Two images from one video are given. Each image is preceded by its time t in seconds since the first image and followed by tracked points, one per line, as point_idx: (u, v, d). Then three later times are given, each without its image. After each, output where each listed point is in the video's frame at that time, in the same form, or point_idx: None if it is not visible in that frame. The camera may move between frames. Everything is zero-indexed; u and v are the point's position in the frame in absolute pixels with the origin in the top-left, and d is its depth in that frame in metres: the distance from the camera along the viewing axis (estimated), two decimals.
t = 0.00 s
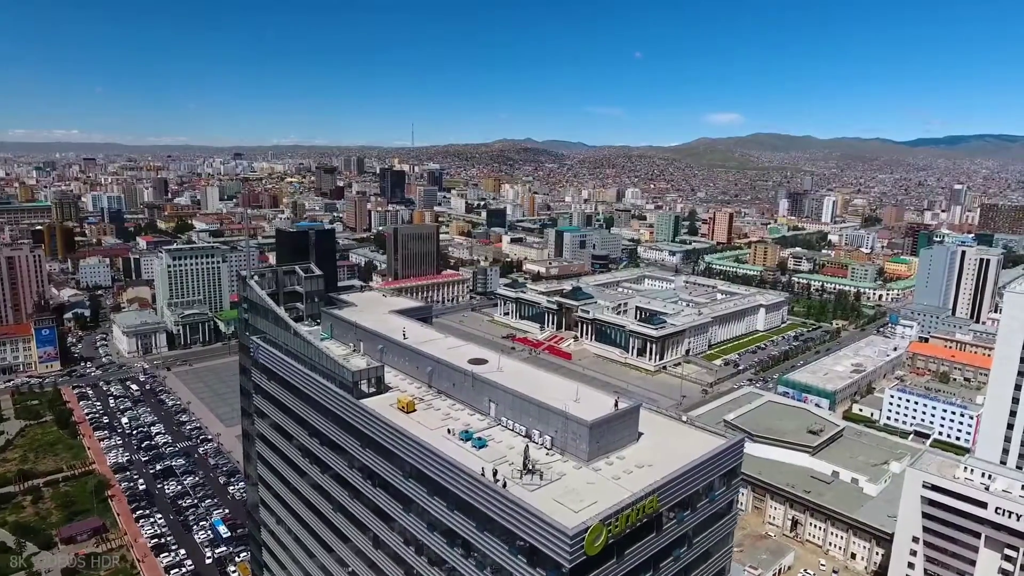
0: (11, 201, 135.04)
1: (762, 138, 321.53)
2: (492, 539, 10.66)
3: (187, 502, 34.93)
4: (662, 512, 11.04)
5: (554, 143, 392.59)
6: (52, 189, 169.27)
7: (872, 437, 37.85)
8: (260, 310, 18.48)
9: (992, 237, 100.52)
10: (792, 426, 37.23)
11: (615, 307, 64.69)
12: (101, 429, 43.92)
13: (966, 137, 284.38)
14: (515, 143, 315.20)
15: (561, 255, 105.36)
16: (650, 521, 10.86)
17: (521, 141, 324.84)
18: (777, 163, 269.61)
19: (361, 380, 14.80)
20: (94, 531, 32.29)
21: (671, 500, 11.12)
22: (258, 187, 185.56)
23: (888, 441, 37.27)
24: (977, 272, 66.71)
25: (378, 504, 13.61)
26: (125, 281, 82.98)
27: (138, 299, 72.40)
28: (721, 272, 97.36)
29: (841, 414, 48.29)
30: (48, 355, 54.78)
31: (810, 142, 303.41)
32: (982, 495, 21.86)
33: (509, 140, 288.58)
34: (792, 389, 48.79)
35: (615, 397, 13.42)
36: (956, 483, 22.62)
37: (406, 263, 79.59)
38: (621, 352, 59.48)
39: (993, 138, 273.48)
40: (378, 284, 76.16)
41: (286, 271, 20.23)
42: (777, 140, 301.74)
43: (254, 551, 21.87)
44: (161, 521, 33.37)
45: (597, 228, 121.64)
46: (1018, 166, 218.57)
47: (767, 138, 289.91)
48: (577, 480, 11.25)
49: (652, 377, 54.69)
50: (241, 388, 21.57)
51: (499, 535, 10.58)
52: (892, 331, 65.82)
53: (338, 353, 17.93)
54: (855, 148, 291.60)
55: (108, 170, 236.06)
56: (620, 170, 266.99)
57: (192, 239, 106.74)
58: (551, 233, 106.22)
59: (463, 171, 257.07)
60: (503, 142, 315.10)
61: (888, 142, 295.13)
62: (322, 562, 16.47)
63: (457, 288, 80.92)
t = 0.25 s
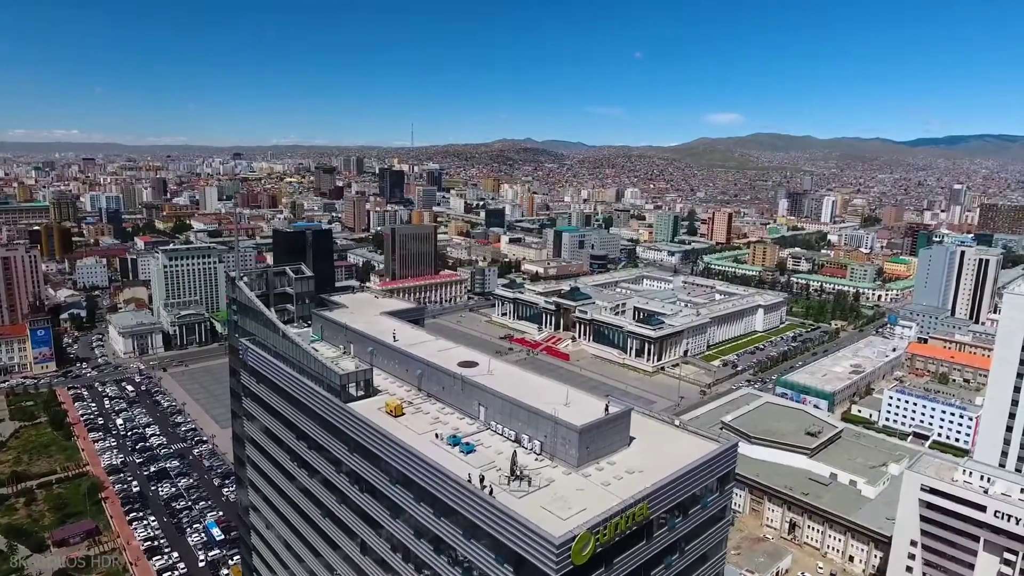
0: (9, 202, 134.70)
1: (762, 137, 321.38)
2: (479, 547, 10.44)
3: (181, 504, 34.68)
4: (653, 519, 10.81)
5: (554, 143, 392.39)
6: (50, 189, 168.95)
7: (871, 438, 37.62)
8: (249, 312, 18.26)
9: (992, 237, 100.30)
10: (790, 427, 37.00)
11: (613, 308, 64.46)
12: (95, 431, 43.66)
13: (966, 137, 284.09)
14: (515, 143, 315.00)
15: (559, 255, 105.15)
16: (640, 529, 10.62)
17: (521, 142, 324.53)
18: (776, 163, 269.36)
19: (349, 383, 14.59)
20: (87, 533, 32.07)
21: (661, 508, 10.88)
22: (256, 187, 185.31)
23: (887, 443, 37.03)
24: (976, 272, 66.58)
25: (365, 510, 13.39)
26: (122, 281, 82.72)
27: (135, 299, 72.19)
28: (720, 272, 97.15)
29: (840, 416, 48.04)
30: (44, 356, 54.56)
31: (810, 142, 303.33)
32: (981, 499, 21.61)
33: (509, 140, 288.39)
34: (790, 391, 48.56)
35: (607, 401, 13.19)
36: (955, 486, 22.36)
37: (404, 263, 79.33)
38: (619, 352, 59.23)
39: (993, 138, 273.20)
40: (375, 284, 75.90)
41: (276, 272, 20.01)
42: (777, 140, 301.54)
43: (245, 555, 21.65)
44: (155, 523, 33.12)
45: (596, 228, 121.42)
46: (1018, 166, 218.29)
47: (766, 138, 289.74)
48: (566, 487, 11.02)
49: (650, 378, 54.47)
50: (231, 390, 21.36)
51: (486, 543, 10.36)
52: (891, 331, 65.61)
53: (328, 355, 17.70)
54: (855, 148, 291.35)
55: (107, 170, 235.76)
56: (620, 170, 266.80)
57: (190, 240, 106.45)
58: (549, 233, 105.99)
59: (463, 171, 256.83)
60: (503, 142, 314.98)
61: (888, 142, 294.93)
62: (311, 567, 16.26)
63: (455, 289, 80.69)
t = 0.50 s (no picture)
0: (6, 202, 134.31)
1: (761, 137, 321.20)
2: (461, 557, 10.17)
3: (174, 507, 34.38)
4: (641, 529, 10.54)
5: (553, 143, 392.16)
6: (48, 189, 168.53)
7: (869, 440, 37.35)
8: (236, 313, 17.98)
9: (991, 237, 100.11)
10: (787, 429, 36.75)
11: (611, 308, 64.20)
12: (89, 432, 43.37)
13: (965, 137, 283.95)
14: (514, 143, 314.79)
15: (558, 255, 104.87)
16: (628, 539, 10.35)
17: (520, 142, 324.30)
18: (776, 163, 269.11)
19: (334, 387, 14.32)
20: (78, 536, 31.81)
21: (649, 517, 10.61)
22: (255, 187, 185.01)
23: (885, 444, 36.77)
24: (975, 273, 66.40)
25: (349, 517, 13.13)
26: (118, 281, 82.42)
27: (131, 300, 71.92)
28: (719, 272, 96.91)
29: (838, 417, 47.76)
30: (38, 357, 54.30)
31: (809, 142, 303.15)
32: (979, 503, 21.38)
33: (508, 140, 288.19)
34: (788, 391, 48.33)
35: (595, 406, 12.93)
36: (953, 490, 22.13)
37: (401, 263, 78.99)
38: (617, 353, 58.96)
39: (992, 138, 273.06)
40: (372, 284, 75.62)
41: (265, 273, 19.74)
42: (776, 140, 301.33)
43: (234, 561, 21.40)
44: (146, 526, 32.81)
45: (595, 228, 121.13)
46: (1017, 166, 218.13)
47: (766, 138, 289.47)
48: (552, 495, 10.75)
49: (647, 379, 54.21)
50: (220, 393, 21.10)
51: (468, 553, 10.10)
52: (890, 332, 65.41)
53: (315, 357, 17.44)
54: (855, 148, 291.17)
55: (106, 170, 235.42)
56: (619, 170, 266.62)
57: (187, 240, 106.11)
58: (548, 233, 105.71)
59: (462, 171, 256.59)
60: (503, 142, 314.70)
61: (887, 142, 294.73)
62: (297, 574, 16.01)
63: (452, 289, 80.38)
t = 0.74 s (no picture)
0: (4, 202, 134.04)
1: (761, 137, 320.92)
2: (446, 565, 9.94)
3: (167, 509, 34.14)
4: (631, 536, 10.31)
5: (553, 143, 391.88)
6: (47, 189, 168.28)
7: (867, 441, 37.11)
8: (224, 315, 17.76)
9: (990, 237, 99.86)
10: (785, 430, 36.50)
11: (609, 309, 63.93)
12: (83, 433, 43.13)
13: (965, 138, 283.59)
14: (514, 143, 314.53)
15: (557, 256, 104.59)
16: (617, 546, 10.12)
17: (520, 142, 323.95)
18: (776, 163, 268.79)
19: (321, 390, 14.12)
20: (71, 538, 31.54)
21: (639, 524, 10.38)
22: (254, 187, 184.76)
23: (884, 446, 36.52)
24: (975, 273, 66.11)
25: (336, 523, 12.88)
26: (115, 281, 82.20)
27: (128, 300, 71.69)
28: (718, 272, 96.70)
29: (837, 418, 47.50)
30: (33, 357, 54.07)
31: (809, 142, 302.88)
32: (978, 506, 21.16)
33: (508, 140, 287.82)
34: (786, 393, 48.14)
35: (586, 409, 12.69)
36: (951, 493, 21.89)
37: (399, 263, 78.67)
38: (615, 354, 58.70)
39: (992, 138, 272.75)
40: (370, 284, 75.34)
41: (255, 274, 19.50)
42: (776, 140, 301.02)
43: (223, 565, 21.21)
44: (139, 528, 32.56)
45: (594, 228, 120.84)
46: (1017, 166, 217.82)
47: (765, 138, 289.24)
48: (540, 501, 10.51)
49: (645, 380, 53.95)
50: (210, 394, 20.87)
51: (453, 561, 9.87)
52: (889, 333, 65.20)
53: (305, 360, 17.21)
54: (855, 148, 290.86)
55: (105, 170, 235.11)
56: (619, 170, 266.42)
57: (185, 240, 105.80)
58: (546, 234, 105.44)
59: (461, 171, 256.33)
60: (503, 142, 314.35)
61: (887, 142, 294.41)
62: None
63: (450, 289, 80.18)
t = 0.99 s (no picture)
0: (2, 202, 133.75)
1: (761, 137, 320.58)
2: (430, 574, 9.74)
3: (161, 511, 33.92)
4: (619, 544, 10.10)
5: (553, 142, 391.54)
6: (45, 189, 167.92)
7: (865, 442, 36.89)
8: (213, 316, 17.53)
9: (990, 237, 99.61)
10: (782, 430, 36.29)
11: (607, 309, 63.67)
12: (78, 435, 42.89)
13: (965, 137, 283.18)
14: (514, 142, 314.21)
15: (555, 256, 104.32)
16: (605, 555, 9.92)
17: (519, 142, 323.67)
18: (775, 163, 268.48)
19: (308, 394, 13.89)
20: (63, 541, 31.35)
21: (628, 532, 10.17)
22: (253, 187, 184.47)
23: (882, 447, 36.27)
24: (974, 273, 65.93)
25: (322, 529, 12.67)
26: (112, 281, 81.96)
27: (124, 300, 71.46)
28: (717, 272, 96.47)
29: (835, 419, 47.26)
30: (29, 358, 53.85)
31: (809, 142, 302.56)
32: (976, 509, 20.95)
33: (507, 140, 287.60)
34: (785, 394, 47.96)
35: (576, 413, 12.46)
36: (950, 496, 21.66)
37: (397, 263, 78.25)
38: (613, 354, 58.45)
39: (992, 138, 272.29)
40: (367, 285, 75.10)
41: (245, 275, 19.29)
42: (775, 139, 300.57)
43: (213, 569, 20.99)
44: (132, 531, 32.33)
45: (593, 228, 120.57)
46: (1017, 166, 217.41)
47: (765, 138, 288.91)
48: (527, 509, 10.29)
49: (643, 381, 53.75)
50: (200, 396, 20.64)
51: (436, 570, 9.65)
52: (888, 333, 64.99)
53: (293, 362, 16.99)
54: (854, 147, 290.45)
55: (104, 170, 234.83)
56: (619, 170, 266.08)
57: (183, 240, 105.56)
58: (545, 233, 105.17)
59: (461, 171, 256.01)
60: (502, 142, 314.05)
61: (887, 142, 294.00)
62: None
63: (448, 290, 80.00)
